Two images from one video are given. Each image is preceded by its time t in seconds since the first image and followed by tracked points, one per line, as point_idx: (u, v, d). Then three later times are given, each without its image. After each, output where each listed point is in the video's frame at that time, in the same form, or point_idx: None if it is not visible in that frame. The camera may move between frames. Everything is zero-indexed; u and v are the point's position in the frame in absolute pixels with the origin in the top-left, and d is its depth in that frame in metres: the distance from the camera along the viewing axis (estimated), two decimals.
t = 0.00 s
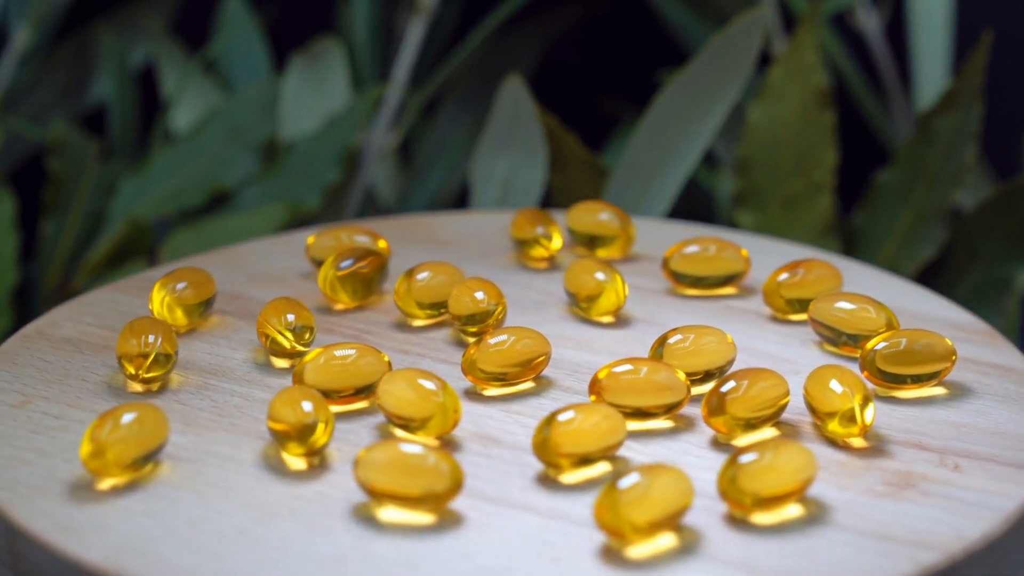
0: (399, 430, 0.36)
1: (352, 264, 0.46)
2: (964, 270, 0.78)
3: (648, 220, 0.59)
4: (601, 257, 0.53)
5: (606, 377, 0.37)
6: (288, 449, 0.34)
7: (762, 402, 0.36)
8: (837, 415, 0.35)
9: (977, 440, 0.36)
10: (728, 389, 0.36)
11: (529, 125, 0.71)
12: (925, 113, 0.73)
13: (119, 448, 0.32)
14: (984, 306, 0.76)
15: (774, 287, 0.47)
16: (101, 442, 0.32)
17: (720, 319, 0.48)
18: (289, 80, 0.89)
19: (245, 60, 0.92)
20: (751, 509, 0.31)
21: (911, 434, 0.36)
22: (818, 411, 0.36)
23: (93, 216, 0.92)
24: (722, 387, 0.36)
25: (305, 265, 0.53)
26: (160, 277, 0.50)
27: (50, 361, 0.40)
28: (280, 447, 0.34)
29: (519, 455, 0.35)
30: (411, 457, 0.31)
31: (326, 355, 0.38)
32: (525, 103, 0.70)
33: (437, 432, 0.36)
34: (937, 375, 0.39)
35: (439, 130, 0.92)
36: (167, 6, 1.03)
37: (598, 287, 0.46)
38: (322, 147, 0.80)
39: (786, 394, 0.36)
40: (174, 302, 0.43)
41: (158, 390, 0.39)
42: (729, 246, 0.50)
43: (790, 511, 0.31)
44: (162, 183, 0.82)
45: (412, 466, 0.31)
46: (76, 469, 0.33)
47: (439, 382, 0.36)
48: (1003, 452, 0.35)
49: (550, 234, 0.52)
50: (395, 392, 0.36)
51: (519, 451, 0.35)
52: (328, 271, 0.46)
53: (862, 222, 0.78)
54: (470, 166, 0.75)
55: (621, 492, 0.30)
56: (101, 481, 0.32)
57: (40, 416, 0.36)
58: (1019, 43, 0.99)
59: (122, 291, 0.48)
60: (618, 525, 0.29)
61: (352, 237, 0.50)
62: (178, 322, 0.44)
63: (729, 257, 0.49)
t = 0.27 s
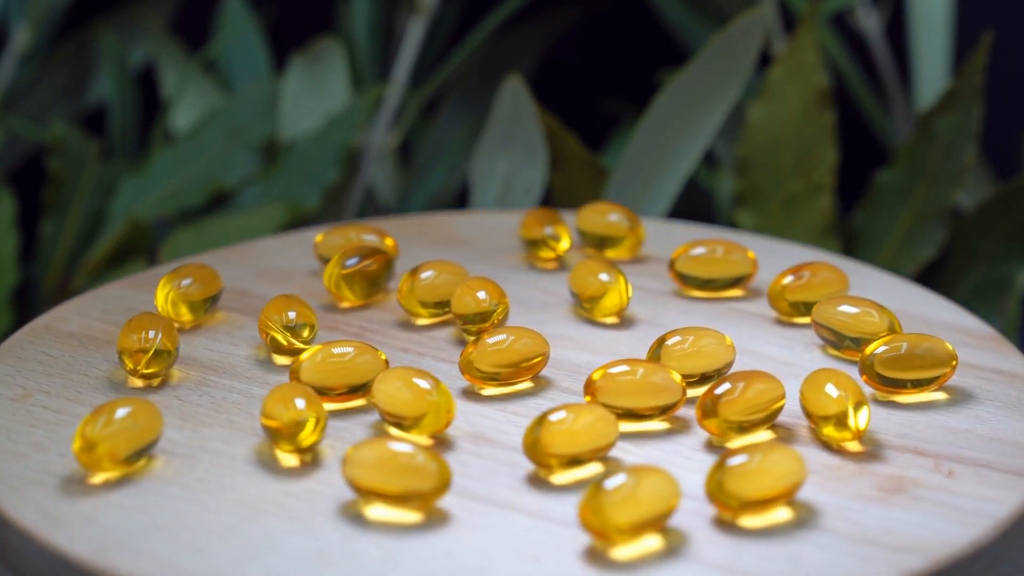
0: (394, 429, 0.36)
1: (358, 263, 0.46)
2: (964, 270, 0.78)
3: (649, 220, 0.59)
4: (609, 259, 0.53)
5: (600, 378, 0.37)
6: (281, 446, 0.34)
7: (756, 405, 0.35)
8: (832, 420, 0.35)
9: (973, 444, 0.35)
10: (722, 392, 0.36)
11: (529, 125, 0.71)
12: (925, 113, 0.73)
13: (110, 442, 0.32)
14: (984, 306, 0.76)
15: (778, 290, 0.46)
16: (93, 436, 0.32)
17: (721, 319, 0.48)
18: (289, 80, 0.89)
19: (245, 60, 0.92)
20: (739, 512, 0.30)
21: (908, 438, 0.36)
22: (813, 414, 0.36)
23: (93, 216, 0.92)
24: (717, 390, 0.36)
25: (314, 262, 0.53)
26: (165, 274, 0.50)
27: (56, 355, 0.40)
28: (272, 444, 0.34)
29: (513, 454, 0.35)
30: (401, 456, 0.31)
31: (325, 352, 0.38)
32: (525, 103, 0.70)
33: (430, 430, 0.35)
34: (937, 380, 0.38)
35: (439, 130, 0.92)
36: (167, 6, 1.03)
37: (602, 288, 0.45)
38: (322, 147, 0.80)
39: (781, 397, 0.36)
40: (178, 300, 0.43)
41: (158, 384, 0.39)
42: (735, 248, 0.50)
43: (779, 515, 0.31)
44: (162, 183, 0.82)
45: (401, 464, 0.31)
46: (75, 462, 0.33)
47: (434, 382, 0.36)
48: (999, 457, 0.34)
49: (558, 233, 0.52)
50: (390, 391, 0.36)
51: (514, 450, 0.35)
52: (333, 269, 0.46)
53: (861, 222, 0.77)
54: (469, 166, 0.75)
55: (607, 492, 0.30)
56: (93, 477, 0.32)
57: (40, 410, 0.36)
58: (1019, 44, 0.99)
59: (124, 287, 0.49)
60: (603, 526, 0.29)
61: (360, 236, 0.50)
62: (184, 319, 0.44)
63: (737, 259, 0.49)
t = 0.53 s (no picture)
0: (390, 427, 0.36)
1: (363, 262, 0.46)
2: (964, 270, 0.78)
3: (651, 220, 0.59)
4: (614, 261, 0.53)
5: (595, 379, 0.37)
6: (277, 443, 0.34)
7: (751, 407, 0.35)
8: (826, 424, 0.35)
9: (968, 450, 0.35)
10: (718, 394, 0.35)
11: (529, 125, 0.71)
12: (925, 113, 0.73)
13: (104, 438, 0.32)
14: (984, 306, 0.76)
15: (782, 293, 0.46)
16: (87, 432, 0.32)
17: (720, 319, 0.48)
18: (289, 80, 0.89)
19: (244, 60, 0.92)
20: (728, 516, 0.30)
21: (904, 443, 0.35)
22: (809, 418, 0.35)
23: (93, 216, 0.92)
24: (712, 392, 0.36)
25: (322, 259, 0.53)
26: (170, 271, 0.50)
27: (56, 350, 0.41)
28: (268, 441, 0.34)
29: (509, 454, 0.35)
30: (392, 454, 0.31)
31: (324, 350, 0.38)
32: (525, 103, 0.70)
33: (425, 430, 0.35)
34: (936, 384, 0.38)
35: (439, 130, 0.92)
36: (167, 6, 1.03)
37: (605, 289, 0.45)
38: (322, 147, 0.80)
39: (776, 401, 0.36)
40: (182, 297, 0.43)
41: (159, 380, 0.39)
42: (742, 250, 0.50)
43: (769, 519, 0.31)
44: (162, 182, 0.82)
45: (391, 462, 0.31)
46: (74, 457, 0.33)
47: (430, 381, 0.36)
48: (994, 463, 0.34)
49: (565, 233, 0.52)
50: (386, 390, 0.36)
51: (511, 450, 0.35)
52: (339, 267, 0.46)
53: (861, 222, 0.77)
54: (469, 166, 0.75)
55: (596, 494, 0.30)
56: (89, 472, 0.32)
57: (42, 405, 0.36)
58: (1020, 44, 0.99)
59: (127, 284, 0.49)
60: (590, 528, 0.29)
61: (368, 235, 0.50)
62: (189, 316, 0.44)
63: (743, 261, 0.49)
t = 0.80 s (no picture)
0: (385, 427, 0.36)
1: (368, 261, 0.46)
2: (964, 270, 0.78)
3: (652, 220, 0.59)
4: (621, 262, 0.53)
5: (589, 380, 0.37)
6: (272, 440, 0.34)
7: (745, 410, 0.35)
8: (820, 427, 0.34)
9: (963, 455, 0.35)
10: (713, 395, 0.35)
11: (529, 125, 0.71)
12: (925, 113, 0.73)
13: (97, 433, 0.32)
14: (984, 306, 0.76)
15: (787, 296, 0.46)
16: (81, 426, 0.32)
17: (720, 321, 0.48)
18: (290, 80, 0.89)
19: (244, 60, 0.92)
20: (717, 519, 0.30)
21: (899, 447, 0.35)
22: (803, 421, 0.35)
23: (93, 216, 0.92)
24: (708, 393, 0.36)
25: (330, 257, 0.53)
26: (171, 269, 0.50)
27: (56, 345, 0.41)
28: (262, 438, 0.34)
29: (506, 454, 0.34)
30: (383, 452, 0.31)
31: (323, 348, 0.38)
32: (525, 103, 0.70)
33: (419, 428, 0.35)
34: (935, 389, 0.38)
35: (439, 130, 0.92)
36: (167, 6, 1.03)
37: (608, 290, 0.45)
38: (322, 147, 0.80)
39: (772, 403, 0.35)
40: (187, 294, 0.43)
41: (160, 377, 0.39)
42: (749, 253, 0.50)
43: (759, 522, 0.31)
44: (162, 183, 0.82)
45: (381, 460, 0.31)
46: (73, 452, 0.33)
47: (425, 380, 0.36)
48: (988, 468, 0.33)
49: (573, 233, 0.52)
50: (382, 388, 0.36)
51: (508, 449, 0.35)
52: (345, 266, 0.46)
53: (861, 222, 0.77)
54: (469, 166, 0.75)
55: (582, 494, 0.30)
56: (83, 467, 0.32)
57: (42, 400, 0.36)
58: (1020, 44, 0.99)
59: (130, 280, 0.49)
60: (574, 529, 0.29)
61: (376, 234, 0.50)
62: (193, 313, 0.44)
63: (750, 263, 0.49)
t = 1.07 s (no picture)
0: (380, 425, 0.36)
1: (374, 260, 0.46)
2: (964, 270, 0.78)
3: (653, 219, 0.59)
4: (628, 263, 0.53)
5: (584, 381, 0.37)
6: (265, 438, 0.34)
7: (739, 412, 0.35)
8: (813, 431, 0.34)
9: (957, 460, 0.34)
10: (708, 397, 0.35)
11: (529, 125, 0.71)
12: (925, 113, 0.73)
13: (92, 427, 0.32)
14: (983, 306, 0.76)
15: (790, 299, 0.46)
16: (76, 421, 0.32)
17: (720, 323, 0.48)
18: (290, 80, 0.89)
19: (244, 60, 0.92)
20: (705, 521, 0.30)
21: (895, 452, 0.35)
22: (797, 424, 0.35)
23: (92, 216, 0.92)
24: (703, 395, 0.35)
25: (335, 256, 0.53)
26: (173, 267, 0.50)
27: (59, 341, 0.41)
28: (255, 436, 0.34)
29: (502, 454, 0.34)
30: (372, 451, 0.31)
31: (321, 345, 0.38)
32: (525, 104, 0.70)
33: (414, 427, 0.35)
34: (933, 393, 0.38)
35: (439, 130, 0.92)
36: (167, 6, 1.03)
37: (612, 291, 0.45)
38: (322, 147, 0.80)
39: (766, 406, 0.35)
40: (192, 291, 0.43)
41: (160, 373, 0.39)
42: (755, 255, 0.50)
43: (747, 524, 0.31)
44: (163, 182, 0.82)
45: (368, 459, 0.31)
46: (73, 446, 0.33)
47: (419, 379, 0.36)
48: (982, 474, 0.33)
49: (580, 233, 0.52)
50: (377, 387, 0.36)
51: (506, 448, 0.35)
52: (351, 264, 0.46)
53: (861, 222, 0.77)
54: (469, 166, 0.75)
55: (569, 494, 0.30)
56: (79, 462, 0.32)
57: (43, 395, 0.36)
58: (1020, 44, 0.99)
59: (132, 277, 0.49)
60: (559, 529, 0.29)
61: (384, 233, 0.50)
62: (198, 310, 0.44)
63: (757, 267, 0.49)
